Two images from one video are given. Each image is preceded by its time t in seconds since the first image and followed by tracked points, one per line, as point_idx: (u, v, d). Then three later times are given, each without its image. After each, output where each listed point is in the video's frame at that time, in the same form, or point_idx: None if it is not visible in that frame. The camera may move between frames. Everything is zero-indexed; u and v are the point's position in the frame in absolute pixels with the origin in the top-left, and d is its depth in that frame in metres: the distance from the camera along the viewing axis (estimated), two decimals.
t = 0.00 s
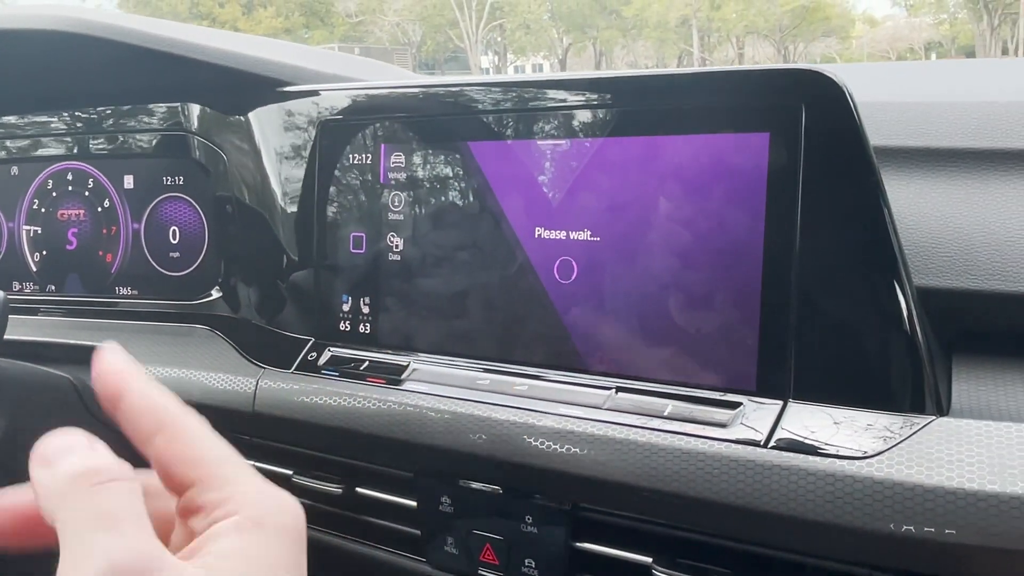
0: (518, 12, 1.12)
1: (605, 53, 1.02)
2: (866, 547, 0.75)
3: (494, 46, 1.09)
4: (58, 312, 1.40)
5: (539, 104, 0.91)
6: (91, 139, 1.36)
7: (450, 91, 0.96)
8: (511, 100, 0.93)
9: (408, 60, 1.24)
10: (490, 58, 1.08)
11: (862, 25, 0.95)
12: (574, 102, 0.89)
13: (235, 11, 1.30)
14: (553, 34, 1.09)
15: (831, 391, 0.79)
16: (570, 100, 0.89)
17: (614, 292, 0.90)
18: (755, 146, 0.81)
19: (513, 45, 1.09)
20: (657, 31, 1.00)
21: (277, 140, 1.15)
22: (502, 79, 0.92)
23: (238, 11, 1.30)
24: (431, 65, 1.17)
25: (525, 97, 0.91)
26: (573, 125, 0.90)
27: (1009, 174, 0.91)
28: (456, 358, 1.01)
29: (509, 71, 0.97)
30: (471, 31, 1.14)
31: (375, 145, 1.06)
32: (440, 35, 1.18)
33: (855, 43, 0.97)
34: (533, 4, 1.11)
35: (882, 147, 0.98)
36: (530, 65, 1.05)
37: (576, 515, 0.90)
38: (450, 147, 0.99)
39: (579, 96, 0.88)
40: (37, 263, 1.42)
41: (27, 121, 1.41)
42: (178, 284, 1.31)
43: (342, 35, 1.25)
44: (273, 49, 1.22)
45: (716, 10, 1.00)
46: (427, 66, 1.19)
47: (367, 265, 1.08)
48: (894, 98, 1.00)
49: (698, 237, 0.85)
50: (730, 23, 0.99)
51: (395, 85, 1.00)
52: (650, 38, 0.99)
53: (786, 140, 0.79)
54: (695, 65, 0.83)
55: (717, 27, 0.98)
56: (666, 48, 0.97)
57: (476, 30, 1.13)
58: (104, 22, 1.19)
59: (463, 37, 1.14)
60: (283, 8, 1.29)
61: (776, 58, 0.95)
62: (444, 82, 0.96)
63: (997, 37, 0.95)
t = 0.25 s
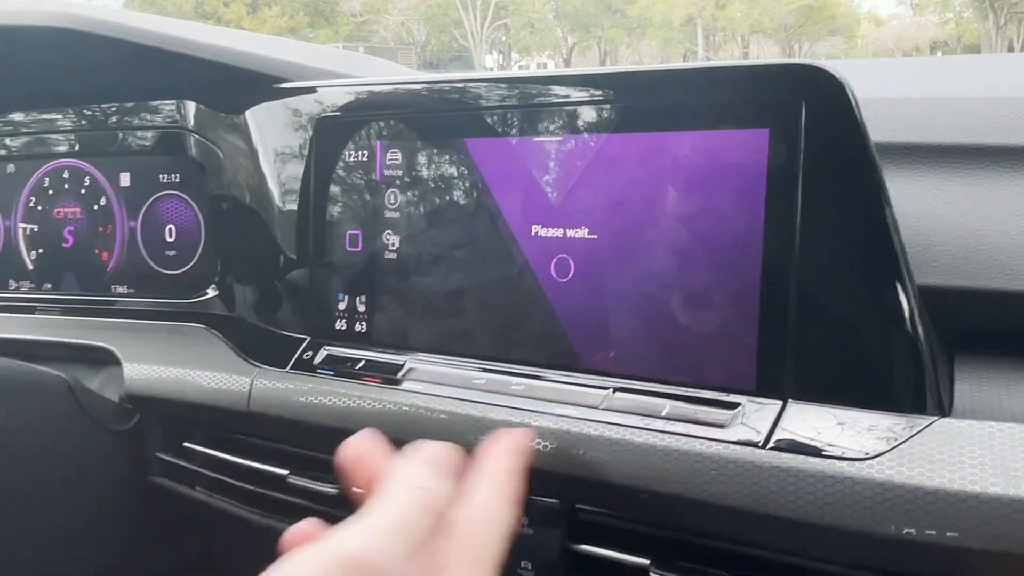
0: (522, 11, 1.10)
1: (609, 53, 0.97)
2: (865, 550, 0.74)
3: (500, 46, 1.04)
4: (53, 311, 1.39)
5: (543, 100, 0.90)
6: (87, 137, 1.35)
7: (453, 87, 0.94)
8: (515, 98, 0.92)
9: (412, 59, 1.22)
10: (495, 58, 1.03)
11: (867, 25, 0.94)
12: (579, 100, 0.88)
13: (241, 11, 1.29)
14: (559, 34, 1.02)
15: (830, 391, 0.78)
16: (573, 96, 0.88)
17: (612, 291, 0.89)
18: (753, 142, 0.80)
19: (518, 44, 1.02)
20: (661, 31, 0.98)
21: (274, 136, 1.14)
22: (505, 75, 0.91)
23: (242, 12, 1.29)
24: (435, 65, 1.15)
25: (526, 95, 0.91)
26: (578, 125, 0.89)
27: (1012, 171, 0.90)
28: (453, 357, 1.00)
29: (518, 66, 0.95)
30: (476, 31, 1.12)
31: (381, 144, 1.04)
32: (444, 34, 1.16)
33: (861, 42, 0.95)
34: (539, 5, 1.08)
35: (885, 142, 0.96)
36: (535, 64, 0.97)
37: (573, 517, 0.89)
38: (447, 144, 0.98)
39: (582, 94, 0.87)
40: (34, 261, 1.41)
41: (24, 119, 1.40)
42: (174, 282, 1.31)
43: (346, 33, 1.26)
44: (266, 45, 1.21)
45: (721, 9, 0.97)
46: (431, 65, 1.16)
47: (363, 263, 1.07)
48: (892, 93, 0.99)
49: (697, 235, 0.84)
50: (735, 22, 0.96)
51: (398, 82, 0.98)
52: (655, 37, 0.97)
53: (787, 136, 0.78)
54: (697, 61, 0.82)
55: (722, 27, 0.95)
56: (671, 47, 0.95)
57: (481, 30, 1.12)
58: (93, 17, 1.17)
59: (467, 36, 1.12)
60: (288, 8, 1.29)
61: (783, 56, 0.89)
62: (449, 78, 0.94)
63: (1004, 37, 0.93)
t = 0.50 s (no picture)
0: (526, 23, 1.01)
1: (612, 62, 0.96)
2: (837, 562, 0.73)
3: (502, 54, 0.98)
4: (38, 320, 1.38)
5: (545, 109, 0.88)
6: (73, 146, 1.35)
7: (461, 96, 0.92)
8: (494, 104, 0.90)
9: (416, 69, 1.11)
10: (497, 68, 0.99)
11: (870, 34, 0.91)
12: (581, 110, 0.86)
13: (244, 20, 1.23)
14: (563, 43, 0.98)
15: (802, 403, 0.77)
16: (575, 105, 0.86)
17: (588, 302, 0.89)
18: (727, 152, 0.79)
19: (521, 53, 0.97)
20: (665, 40, 0.94)
21: (256, 152, 1.13)
22: (506, 83, 0.89)
23: (246, 20, 1.23)
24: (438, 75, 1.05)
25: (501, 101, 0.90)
26: (581, 134, 0.87)
27: (989, 181, 0.89)
28: (430, 367, 0.99)
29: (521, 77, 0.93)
30: (480, 39, 1.04)
31: (382, 154, 1.02)
32: (448, 44, 1.06)
33: (863, 52, 0.92)
34: (542, 15, 1.01)
35: (858, 153, 0.97)
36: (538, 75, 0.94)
37: (547, 528, 0.88)
38: (427, 153, 0.98)
39: (583, 103, 0.85)
40: (20, 270, 1.41)
41: (12, 129, 1.40)
42: (157, 291, 1.30)
43: (350, 43, 1.17)
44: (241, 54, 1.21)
45: (725, 18, 0.94)
46: (434, 77, 1.07)
47: (343, 273, 1.07)
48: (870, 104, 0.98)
49: (672, 245, 0.83)
50: (737, 31, 0.93)
51: (393, 92, 0.97)
52: (658, 47, 0.94)
53: (760, 146, 0.77)
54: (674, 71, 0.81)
55: (725, 37, 0.92)
56: (674, 57, 0.93)
57: (484, 39, 1.02)
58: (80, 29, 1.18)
59: (471, 46, 1.03)
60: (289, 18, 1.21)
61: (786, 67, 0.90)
62: (455, 87, 0.92)
63: (1007, 46, 0.90)
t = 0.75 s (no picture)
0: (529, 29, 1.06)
1: (617, 68, 1.02)
2: None
3: (506, 62, 1.06)
4: (21, 332, 1.38)
5: (547, 124, 0.87)
6: (57, 158, 1.35)
7: (467, 109, 0.92)
8: (466, 120, 0.92)
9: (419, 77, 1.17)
10: (502, 75, 1.05)
11: (874, 41, 0.93)
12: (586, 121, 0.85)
13: (247, 28, 1.25)
14: (565, 50, 1.05)
15: (771, 418, 0.78)
16: (577, 119, 0.86)
17: (561, 316, 0.89)
18: (697, 167, 0.80)
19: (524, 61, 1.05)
20: (669, 48, 1.00)
21: (242, 164, 1.13)
22: (512, 97, 0.89)
23: (250, 28, 1.24)
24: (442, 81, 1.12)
25: (478, 117, 0.91)
26: (585, 143, 0.86)
27: (959, 197, 0.90)
28: (406, 381, 0.99)
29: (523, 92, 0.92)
30: (483, 47, 1.08)
31: (387, 164, 1.01)
32: (451, 51, 1.12)
33: (868, 58, 0.95)
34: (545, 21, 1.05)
35: (828, 168, 0.96)
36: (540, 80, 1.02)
37: (520, 543, 0.88)
38: (405, 165, 0.98)
39: (585, 114, 0.85)
40: (4, 281, 1.41)
41: None
42: (140, 303, 1.30)
43: (354, 50, 1.21)
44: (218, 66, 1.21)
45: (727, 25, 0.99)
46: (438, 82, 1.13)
47: (322, 286, 1.07)
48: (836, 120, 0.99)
49: (643, 260, 0.83)
50: (741, 38, 0.98)
51: (386, 105, 0.98)
52: (662, 54, 1.00)
53: (729, 161, 0.78)
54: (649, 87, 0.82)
55: (728, 44, 0.99)
56: (679, 65, 0.99)
57: (488, 47, 1.08)
58: (63, 43, 1.19)
59: (475, 53, 1.08)
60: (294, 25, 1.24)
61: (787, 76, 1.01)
62: (462, 99, 0.92)
63: (1010, 54, 0.94)
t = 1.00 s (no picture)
0: (535, 33, 1.08)
1: (621, 71, 1.08)
2: None
3: (511, 64, 1.10)
4: (19, 338, 1.40)
5: (550, 135, 0.88)
6: (55, 165, 1.37)
7: (473, 118, 0.92)
8: (459, 127, 0.93)
9: (424, 80, 1.19)
10: (507, 78, 1.11)
11: (879, 44, 0.95)
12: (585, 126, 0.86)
13: (253, 31, 1.28)
14: (569, 53, 1.08)
15: (749, 427, 0.79)
16: (583, 130, 0.86)
17: (545, 325, 0.90)
18: (677, 180, 0.81)
19: (530, 63, 1.10)
20: (672, 50, 1.04)
21: (241, 163, 1.14)
22: (521, 106, 0.89)
23: (257, 31, 1.27)
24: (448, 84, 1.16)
25: (470, 128, 0.92)
26: (589, 147, 0.86)
27: (937, 209, 0.91)
28: (394, 388, 1.00)
29: (531, 100, 0.93)
30: (488, 50, 1.11)
31: (385, 167, 1.01)
32: (456, 53, 1.15)
33: (872, 62, 0.96)
34: (551, 25, 1.07)
35: (811, 178, 0.98)
36: (545, 85, 1.11)
37: (504, 550, 0.90)
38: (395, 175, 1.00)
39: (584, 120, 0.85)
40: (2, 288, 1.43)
41: None
42: (136, 310, 1.32)
43: (359, 53, 1.25)
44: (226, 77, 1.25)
45: (733, 28, 1.01)
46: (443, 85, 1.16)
47: (313, 294, 1.08)
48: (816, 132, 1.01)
49: (624, 270, 0.85)
50: (747, 41, 1.01)
51: (381, 114, 0.98)
52: (666, 57, 1.05)
53: (707, 172, 0.80)
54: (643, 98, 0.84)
55: (733, 47, 1.01)
56: (682, 67, 1.04)
57: (493, 51, 1.11)
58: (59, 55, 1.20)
59: (479, 57, 1.11)
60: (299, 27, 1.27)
61: (791, 78, 1.04)
62: (467, 111, 0.92)
63: (1015, 56, 0.93)
